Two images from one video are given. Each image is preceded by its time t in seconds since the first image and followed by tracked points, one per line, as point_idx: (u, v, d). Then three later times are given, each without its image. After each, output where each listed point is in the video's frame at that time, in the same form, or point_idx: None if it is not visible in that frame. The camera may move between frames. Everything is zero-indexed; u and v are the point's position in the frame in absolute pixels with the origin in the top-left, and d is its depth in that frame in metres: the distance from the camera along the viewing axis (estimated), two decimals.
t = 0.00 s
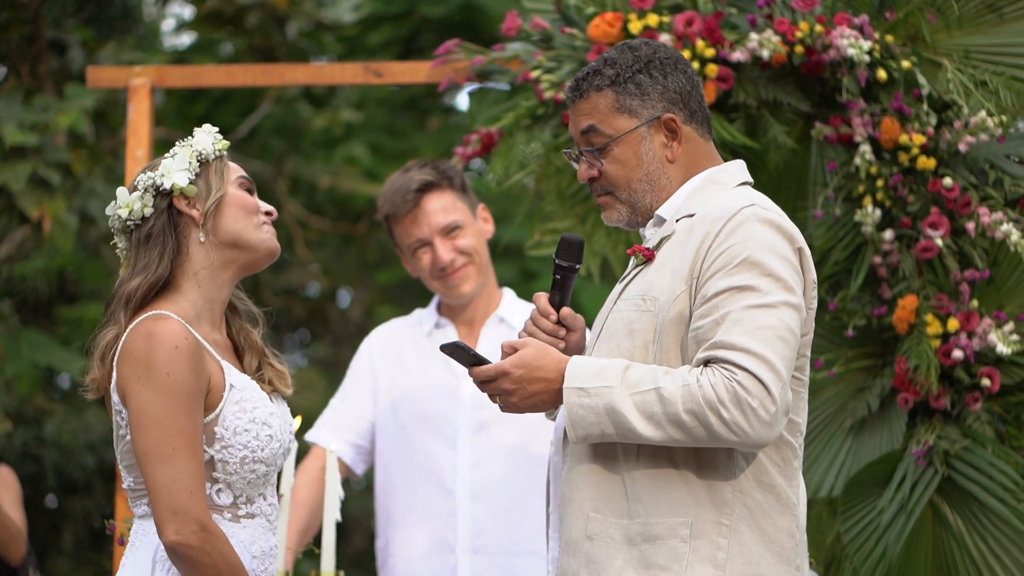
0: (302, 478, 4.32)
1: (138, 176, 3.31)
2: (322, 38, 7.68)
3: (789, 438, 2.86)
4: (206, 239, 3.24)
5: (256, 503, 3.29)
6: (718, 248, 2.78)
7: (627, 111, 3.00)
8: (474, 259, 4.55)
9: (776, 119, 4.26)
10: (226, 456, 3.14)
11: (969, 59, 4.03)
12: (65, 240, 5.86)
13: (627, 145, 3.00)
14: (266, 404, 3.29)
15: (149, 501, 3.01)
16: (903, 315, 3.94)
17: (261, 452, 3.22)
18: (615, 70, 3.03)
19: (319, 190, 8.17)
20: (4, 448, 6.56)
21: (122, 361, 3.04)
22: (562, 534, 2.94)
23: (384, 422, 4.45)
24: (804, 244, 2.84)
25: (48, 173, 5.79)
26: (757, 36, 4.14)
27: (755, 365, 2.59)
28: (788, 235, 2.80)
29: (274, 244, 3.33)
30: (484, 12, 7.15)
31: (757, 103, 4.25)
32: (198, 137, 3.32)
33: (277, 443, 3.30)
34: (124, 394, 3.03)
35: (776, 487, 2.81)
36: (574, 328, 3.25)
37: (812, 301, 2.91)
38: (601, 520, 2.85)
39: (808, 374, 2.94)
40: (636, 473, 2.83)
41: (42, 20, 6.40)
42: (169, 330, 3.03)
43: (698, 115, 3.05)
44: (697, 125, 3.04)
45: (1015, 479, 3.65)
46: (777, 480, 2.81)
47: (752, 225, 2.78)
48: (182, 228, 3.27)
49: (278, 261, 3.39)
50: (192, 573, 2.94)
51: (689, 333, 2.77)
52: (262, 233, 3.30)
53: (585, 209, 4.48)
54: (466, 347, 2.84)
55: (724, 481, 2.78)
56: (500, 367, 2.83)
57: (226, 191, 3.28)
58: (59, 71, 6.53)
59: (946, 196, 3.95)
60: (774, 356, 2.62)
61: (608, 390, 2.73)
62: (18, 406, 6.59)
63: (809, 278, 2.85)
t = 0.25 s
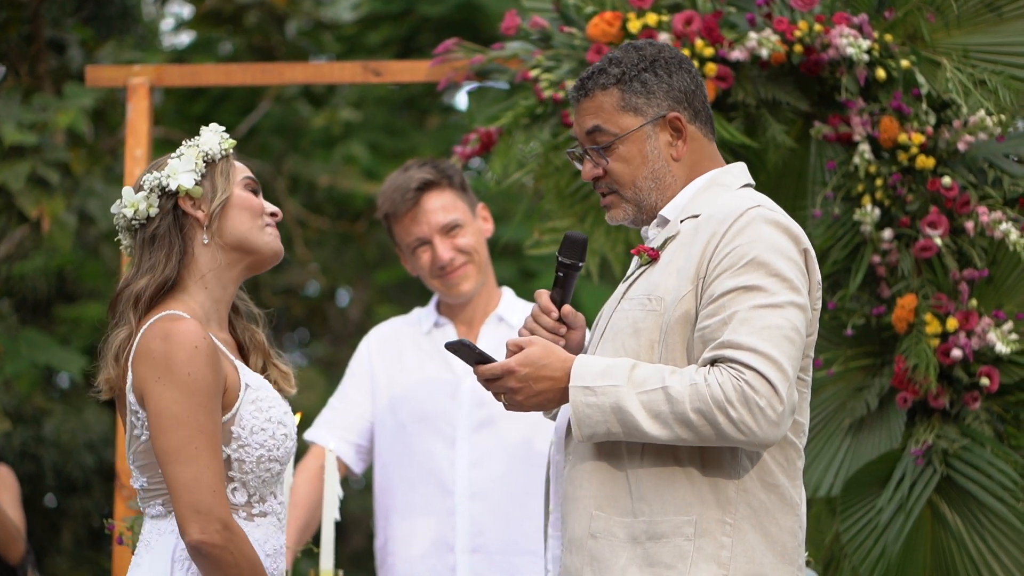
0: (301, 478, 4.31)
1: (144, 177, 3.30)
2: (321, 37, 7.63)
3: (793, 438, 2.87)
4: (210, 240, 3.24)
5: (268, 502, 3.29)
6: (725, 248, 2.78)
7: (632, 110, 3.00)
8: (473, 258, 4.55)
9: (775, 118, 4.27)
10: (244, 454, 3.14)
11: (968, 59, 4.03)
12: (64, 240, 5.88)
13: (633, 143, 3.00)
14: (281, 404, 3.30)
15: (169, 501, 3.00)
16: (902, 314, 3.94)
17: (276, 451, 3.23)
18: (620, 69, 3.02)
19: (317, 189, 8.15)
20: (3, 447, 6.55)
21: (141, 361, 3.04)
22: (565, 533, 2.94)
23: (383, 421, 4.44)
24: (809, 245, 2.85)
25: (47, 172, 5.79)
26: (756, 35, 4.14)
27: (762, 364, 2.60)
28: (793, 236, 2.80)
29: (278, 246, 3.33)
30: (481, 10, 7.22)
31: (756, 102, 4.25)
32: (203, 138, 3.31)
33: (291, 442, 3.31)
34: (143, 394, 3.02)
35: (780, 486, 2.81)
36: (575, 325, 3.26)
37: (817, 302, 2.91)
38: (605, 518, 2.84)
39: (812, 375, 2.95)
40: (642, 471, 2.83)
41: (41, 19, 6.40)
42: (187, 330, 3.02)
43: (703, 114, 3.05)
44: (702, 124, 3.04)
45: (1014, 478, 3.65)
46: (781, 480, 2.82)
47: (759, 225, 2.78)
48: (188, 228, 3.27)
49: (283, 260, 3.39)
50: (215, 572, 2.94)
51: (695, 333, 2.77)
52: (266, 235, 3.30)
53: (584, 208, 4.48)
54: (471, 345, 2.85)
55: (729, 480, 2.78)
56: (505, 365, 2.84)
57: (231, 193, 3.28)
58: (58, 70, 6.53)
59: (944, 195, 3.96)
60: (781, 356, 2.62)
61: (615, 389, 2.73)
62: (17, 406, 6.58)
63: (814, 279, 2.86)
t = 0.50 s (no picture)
0: (298, 479, 4.31)
1: (146, 190, 3.23)
2: (319, 38, 7.64)
3: (791, 438, 2.87)
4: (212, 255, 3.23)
5: (279, 501, 3.30)
6: (721, 248, 2.79)
7: (623, 108, 3.01)
8: (470, 259, 4.55)
9: (773, 118, 4.26)
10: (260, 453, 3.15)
11: (966, 59, 4.03)
12: (62, 240, 5.88)
13: (622, 141, 3.01)
14: (291, 404, 3.33)
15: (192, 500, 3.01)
16: (899, 315, 3.94)
17: (290, 450, 3.25)
18: (618, 66, 3.03)
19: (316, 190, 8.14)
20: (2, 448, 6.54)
21: (160, 363, 3.04)
22: (563, 534, 2.94)
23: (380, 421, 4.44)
24: (805, 244, 2.85)
25: (45, 172, 5.80)
26: (753, 36, 4.14)
27: (760, 363, 2.59)
28: (790, 234, 2.80)
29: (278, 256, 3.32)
30: (480, 11, 7.25)
31: (753, 102, 4.24)
32: (204, 151, 3.25)
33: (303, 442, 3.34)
34: (162, 395, 3.02)
35: (779, 485, 2.81)
36: (569, 326, 3.24)
37: (814, 301, 2.91)
38: (604, 519, 2.85)
39: (809, 374, 2.94)
40: (640, 471, 2.83)
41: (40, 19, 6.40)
42: (204, 333, 3.03)
43: (699, 119, 3.02)
44: (696, 129, 3.02)
45: (1011, 479, 3.67)
46: (779, 479, 2.82)
47: (755, 225, 2.78)
48: (190, 242, 3.25)
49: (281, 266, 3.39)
50: (241, 569, 2.96)
51: (693, 333, 2.77)
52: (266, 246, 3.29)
53: (582, 209, 4.48)
54: (469, 349, 2.82)
55: (727, 479, 2.78)
56: (503, 368, 2.84)
57: (232, 207, 3.25)
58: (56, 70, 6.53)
59: (942, 195, 3.95)
60: (778, 354, 2.62)
61: (613, 390, 2.73)
62: (14, 406, 6.57)
63: (810, 277, 2.85)
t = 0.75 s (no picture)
0: (297, 477, 4.30)
1: (143, 235, 3.17)
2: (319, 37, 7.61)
3: (788, 434, 2.86)
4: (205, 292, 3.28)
5: (282, 491, 3.30)
6: (716, 244, 2.79)
7: (625, 109, 3.00)
8: (470, 258, 4.55)
9: (772, 118, 4.26)
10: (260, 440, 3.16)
11: (965, 58, 4.04)
12: (61, 239, 5.88)
13: (626, 142, 3.00)
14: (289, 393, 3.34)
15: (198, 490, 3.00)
16: (898, 314, 3.94)
17: (291, 436, 3.26)
18: (613, 68, 3.03)
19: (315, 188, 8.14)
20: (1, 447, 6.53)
21: (155, 358, 3.07)
22: (560, 532, 2.94)
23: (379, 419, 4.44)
24: (801, 240, 2.84)
25: (44, 171, 5.81)
26: (753, 35, 4.13)
27: (754, 359, 2.59)
28: (785, 231, 2.79)
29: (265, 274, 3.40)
30: (479, 9, 7.30)
31: (753, 102, 4.24)
32: (203, 204, 3.17)
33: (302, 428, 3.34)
34: (160, 390, 3.04)
35: (776, 483, 2.81)
36: (569, 327, 3.23)
37: (811, 298, 2.90)
38: (600, 517, 2.85)
39: (807, 371, 2.94)
40: (636, 469, 2.83)
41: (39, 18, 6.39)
42: (197, 326, 3.07)
43: (697, 113, 3.05)
44: (695, 123, 3.04)
45: (1010, 478, 3.67)
46: (777, 476, 2.81)
47: (750, 222, 2.78)
48: (185, 279, 3.27)
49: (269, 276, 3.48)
50: (251, 552, 2.95)
51: (688, 330, 2.77)
52: (255, 270, 3.35)
53: (581, 208, 4.48)
54: (464, 348, 2.84)
55: (723, 476, 2.78)
56: (498, 367, 2.84)
57: (226, 248, 3.26)
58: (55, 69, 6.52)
59: (941, 195, 3.95)
60: (773, 350, 2.62)
61: (608, 388, 2.73)
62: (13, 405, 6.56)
63: (807, 274, 2.85)
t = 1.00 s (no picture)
0: (297, 478, 4.30)
1: (135, 231, 3.19)
2: (319, 36, 7.67)
3: (787, 431, 2.86)
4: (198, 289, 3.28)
5: (276, 490, 3.29)
6: (713, 242, 2.78)
7: (613, 110, 3.01)
8: (471, 258, 4.54)
9: (773, 117, 4.26)
10: (248, 439, 3.15)
11: (966, 58, 4.04)
12: (61, 239, 5.87)
13: (613, 143, 3.01)
14: (281, 391, 3.34)
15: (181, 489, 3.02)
16: (899, 314, 3.94)
17: (281, 435, 3.25)
18: (604, 68, 3.04)
19: (315, 188, 8.13)
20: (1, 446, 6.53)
21: (143, 358, 3.08)
22: (559, 532, 2.94)
23: (379, 417, 4.44)
24: (797, 236, 2.83)
25: (44, 171, 5.81)
26: (753, 35, 4.13)
27: (752, 356, 2.59)
28: (781, 227, 2.79)
29: (262, 274, 3.36)
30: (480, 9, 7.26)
31: (753, 101, 4.24)
32: (195, 202, 3.16)
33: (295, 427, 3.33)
34: (145, 388, 3.05)
35: (775, 480, 2.81)
36: (567, 325, 3.25)
37: (808, 293, 2.90)
38: (599, 517, 2.84)
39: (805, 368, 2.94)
40: (635, 469, 2.83)
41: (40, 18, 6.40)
42: (184, 326, 3.07)
43: (689, 114, 3.02)
44: (687, 125, 3.02)
45: (1010, 478, 3.67)
46: (776, 473, 2.81)
47: (745, 218, 2.78)
48: (180, 276, 3.28)
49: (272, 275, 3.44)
50: (229, 550, 2.96)
51: (685, 328, 2.77)
52: (250, 271, 3.32)
53: (582, 208, 4.45)
54: (461, 351, 2.84)
55: (722, 473, 2.78)
56: (495, 371, 2.84)
57: (218, 247, 3.23)
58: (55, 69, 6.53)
59: (941, 194, 3.95)
60: (771, 347, 2.61)
61: (605, 388, 2.73)
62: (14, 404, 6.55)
63: (804, 269, 2.84)
